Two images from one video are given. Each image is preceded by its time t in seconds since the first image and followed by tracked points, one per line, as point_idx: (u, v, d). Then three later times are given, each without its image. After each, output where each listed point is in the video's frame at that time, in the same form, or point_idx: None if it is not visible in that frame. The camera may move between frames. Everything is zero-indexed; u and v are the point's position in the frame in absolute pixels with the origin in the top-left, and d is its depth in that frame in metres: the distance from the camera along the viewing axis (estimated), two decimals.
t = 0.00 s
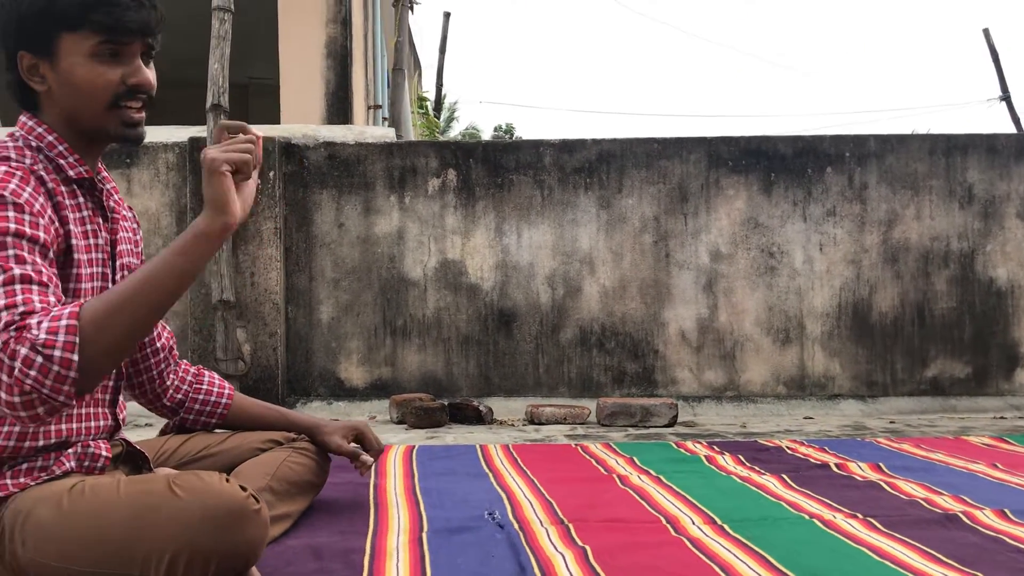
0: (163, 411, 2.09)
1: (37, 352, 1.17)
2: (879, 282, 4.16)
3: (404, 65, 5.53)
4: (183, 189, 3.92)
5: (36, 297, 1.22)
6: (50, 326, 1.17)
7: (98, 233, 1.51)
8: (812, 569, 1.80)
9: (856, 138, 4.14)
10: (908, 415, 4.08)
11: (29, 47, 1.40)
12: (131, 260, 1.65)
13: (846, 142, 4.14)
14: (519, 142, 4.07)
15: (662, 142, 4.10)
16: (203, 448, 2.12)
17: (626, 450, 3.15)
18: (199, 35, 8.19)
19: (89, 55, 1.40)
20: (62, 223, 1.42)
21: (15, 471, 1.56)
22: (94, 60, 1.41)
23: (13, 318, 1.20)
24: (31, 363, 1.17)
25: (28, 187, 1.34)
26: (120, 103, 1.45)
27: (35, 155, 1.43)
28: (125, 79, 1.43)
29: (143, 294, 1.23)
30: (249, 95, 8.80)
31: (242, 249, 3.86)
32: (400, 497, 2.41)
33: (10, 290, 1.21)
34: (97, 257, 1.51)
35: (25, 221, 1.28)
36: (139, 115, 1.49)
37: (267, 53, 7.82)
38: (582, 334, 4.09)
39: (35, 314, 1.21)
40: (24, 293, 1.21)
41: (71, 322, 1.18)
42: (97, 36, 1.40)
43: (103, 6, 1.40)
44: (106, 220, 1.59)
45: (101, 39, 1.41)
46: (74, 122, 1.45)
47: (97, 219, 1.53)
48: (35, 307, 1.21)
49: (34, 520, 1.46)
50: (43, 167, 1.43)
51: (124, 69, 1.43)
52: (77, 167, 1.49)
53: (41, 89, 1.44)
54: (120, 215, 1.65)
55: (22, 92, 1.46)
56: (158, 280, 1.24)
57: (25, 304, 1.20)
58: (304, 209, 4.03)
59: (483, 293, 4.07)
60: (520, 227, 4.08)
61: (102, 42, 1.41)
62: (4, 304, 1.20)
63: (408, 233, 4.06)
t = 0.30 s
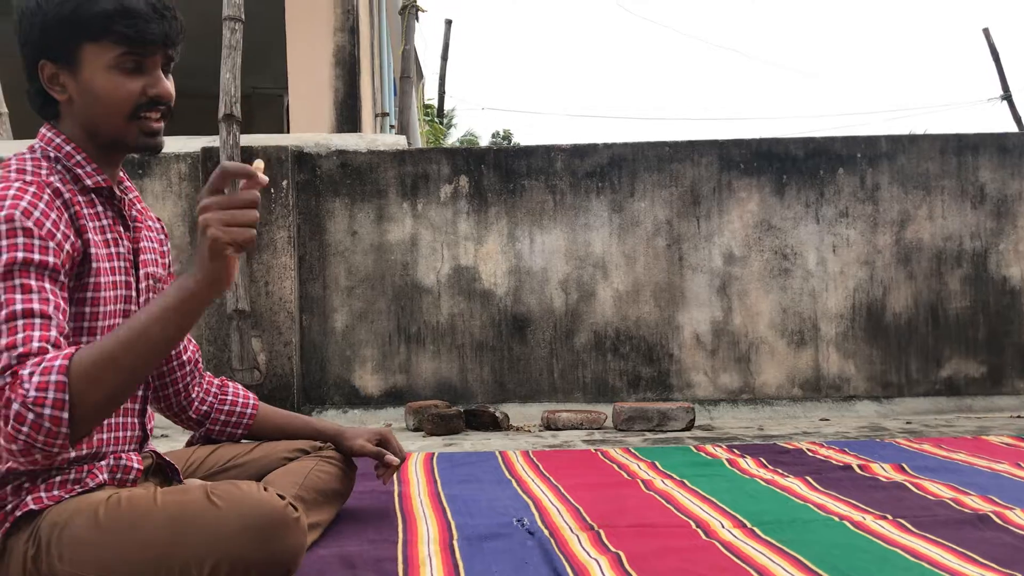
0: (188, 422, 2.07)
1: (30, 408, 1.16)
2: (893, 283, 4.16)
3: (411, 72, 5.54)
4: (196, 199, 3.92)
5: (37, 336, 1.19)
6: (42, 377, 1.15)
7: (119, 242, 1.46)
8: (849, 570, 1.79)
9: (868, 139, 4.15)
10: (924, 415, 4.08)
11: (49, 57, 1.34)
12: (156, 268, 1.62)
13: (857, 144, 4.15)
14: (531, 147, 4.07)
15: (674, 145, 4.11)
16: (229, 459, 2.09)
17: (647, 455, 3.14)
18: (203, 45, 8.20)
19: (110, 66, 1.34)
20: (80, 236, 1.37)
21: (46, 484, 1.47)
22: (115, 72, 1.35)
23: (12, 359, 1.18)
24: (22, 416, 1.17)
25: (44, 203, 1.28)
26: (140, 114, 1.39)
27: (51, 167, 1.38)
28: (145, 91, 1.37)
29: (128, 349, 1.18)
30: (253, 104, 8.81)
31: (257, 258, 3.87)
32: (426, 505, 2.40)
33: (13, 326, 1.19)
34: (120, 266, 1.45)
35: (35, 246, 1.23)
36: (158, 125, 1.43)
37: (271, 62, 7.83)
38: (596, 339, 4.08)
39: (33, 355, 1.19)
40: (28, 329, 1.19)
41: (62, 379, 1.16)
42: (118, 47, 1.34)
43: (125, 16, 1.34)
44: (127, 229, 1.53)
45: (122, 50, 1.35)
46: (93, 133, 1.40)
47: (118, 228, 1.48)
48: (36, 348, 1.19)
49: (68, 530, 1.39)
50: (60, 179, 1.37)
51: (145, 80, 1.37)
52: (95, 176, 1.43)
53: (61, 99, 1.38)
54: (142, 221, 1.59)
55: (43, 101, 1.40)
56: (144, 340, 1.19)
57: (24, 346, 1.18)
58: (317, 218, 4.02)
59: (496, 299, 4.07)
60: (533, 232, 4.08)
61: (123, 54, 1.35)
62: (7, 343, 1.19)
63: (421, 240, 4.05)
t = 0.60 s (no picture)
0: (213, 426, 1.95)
1: (66, 482, 1.22)
2: (906, 278, 4.16)
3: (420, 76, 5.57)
4: (211, 205, 3.94)
5: (61, 394, 1.20)
6: (84, 456, 1.21)
7: (144, 249, 1.42)
8: (879, 561, 1.79)
9: (879, 135, 4.16)
10: (939, 410, 4.08)
11: (78, 59, 1.32)
12: (179, 269, 1.57)
13: (868, 140, 4.16)
14: (543, 148, 4.09)
15: (686, 144, 4.12)
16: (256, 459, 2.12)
17: (666, 452, 3.15)
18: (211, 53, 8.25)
19: (141, 64, 1.34)
20: (107, 246, 1.33)
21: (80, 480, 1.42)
22: (147, 70, 1.35)
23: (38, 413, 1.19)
24: (54, 483, 1.22)
25: (71, 217, 1.25)
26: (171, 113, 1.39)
27: (77, 175, 1.34)
28: (177, 87, 1.38)
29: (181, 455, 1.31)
30: (260, 111, 8.85)
31: (272, 263, 3.89)
32: (450, 504, 2.42)
33: (39, 373, 1.18)
34: (146, 272, 1.41)
35: (67, 283, 1.22)
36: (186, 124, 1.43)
37: (278, 69, 7.87)
38: (611, 338, 4.10)
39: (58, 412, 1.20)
40: (53, 378, 1.19)
41: (104, 468, 1.23)
42: (151, 44, 1.34)
43: (154, 12, 1.35)
44: (151, 234, 1.49)
45: (153, 48, 1.35)
46: (123, 134, 1.38)
47: (143, 235, 1.44)
48: (61, 405, 1.20)
49: (102, 536, 1.36)
50: (86, 188, 1.34)
51: (174, 77, 1.38)
52: (121, 182, 1.40)
53: (88, 102, 1.36)
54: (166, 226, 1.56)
55: (68, 106, 1.37)
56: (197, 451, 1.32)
57: (51, 402, 1.19)
58: (331, 222, 4.05)
59: (511, 300, 4.08)
60: (546, 233, 4.09)
61: (154, 51, 1.35)
62: (29, 391, 1.18)
63: (435, 242, 4.07)
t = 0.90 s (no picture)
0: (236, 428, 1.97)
1: (119, 494, 1.26)
2: (919, 270, 4.16)
3: (427, 76, 5.57)
4: (223, 209, 3.94)
5: (110, 399, 1.22)
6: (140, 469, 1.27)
7: (166, 257, 1.42)
8: (906, 555, 1.79)
9: (889, 127, 4.15)
10: (954, 402, 4.08)
11: (109, 67, 1.33)
12: (197, 275, 1.57)
13: (879, 132, 4.15)
14: (553, 146, 4.09)
15: (696, 139, 4.12)
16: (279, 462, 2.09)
17: (683, 448, 3.15)
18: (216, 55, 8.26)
19: (173, 71, 1.36)
20: (135, 253, 1.34)
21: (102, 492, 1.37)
22: (178, 78, 1.37)
23: (91, 420, 1.20)
24: (109, 495, 1.26)
25: (105, 223, 1.26)
26: (199, 120, 1.42)
27: (104, 182, 1.35)
28: (205, 95, 1.40)
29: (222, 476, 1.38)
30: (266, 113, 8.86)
31: (286, 265, 3.90)
32: (472, 503, 2.43)
33: (89, 381, 1.20)
34: (167, 280, 1.41)
35: (108, 288, 1.23)
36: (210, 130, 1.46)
37: (283, 70, 7.88)
38: (624, 335, 4.10)
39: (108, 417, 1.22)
40: (100, 384, 1.21)
41: (157, 483, 1.29)
42: (182, 52, 1.37)
43: (187, 20, 1.37)
44: (170, 241, 1.50)
45: (184, 55, 1.37)
46: (152, 140, 1.39)
47: (163, 242, 1.44)
48: (110, 411, 1.22)
49: (136, 542, 1.32)
50: (113, 196, 1.34)
51: (203, 85, 1.40)
52: (145, 191, 1.41)
53: (118, 109, 1.36)
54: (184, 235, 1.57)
55: (94, 114, 1.37)
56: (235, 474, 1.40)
57: (102, 409, 1.21)
58: (343, 223, 4.06)
59: (523, 298, 4.08)
60: (558, 231, 4.10)
61: (185, 59, 1.38)
62: (81, 397, 1.19)
63: (446, 242, 4.08)
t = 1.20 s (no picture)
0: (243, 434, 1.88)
1: (219, 432, 1.21)
2: (922, 261, 4.16)
3: (423, 73, 5.55)
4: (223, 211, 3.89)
5: (171, 371, 1.21)
6: (221, 408, 1.21)
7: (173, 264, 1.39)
8: (923, 549, 1.79)
9: (890, 118, 4.14)
10: (959, 391, 4.08)
11: (128, 73, 1.31)
12: (204, 281, 1.54)
13: (879, 123, 4.14)
14: (553, 142, 4.07)
15: (696, 133, 4.10)
16: (289, 467, 2.08)
17: (691, 444, 3.15)
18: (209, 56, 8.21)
19: (190, 79, 1.34)
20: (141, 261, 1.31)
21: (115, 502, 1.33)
22: (195, 86, 1.34)
23: (165, 396, 1.18)
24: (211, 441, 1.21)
25: (105, 227, 1.22)
26: (216, 128, 1.38)
27: (106, 190, 1.33)
28: (222, 103, 1.37)
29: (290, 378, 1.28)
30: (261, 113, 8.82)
31: (287, 267, 3.89)
32: (482, 504, 2.42)
33: (146, 365, 1.18)
34: (174, 288, 1.37)
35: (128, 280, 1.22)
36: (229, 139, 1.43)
37: (277, 70, 7.84)
38: (627, 330, 4.09)
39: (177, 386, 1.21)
40: (159, 365, 1.19)
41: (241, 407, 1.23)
42: (201, 60, 1.34)
43: (207, 29, 1.35)
44: (176, 249, 1.47)
45: (203, 63, 1.35)
46: (167, 148, 1.37)
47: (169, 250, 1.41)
48: (178, 383, 1.21)
49: (149, 549, 1.28)
50: (115, 204, 1.32)
51: (221, 93, 1.37)
52: (148, 200, 1.38)
53: (134, 115, 1.34)
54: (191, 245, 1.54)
55: (109, 119, 1.35)
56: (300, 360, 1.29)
57: (170, 381, 1.19)
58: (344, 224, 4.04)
59: (526, 296, 4.07)
60: (559, 228, 4.08)
61: (203, 66, 1.35)
62: (146, 381, 1.17)
63: (448, 240, 4.06)
